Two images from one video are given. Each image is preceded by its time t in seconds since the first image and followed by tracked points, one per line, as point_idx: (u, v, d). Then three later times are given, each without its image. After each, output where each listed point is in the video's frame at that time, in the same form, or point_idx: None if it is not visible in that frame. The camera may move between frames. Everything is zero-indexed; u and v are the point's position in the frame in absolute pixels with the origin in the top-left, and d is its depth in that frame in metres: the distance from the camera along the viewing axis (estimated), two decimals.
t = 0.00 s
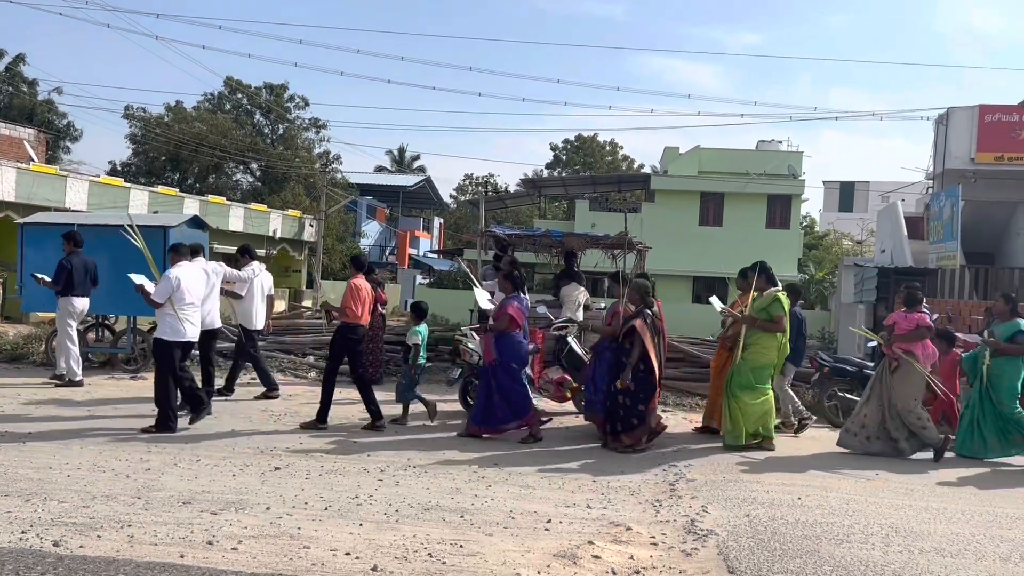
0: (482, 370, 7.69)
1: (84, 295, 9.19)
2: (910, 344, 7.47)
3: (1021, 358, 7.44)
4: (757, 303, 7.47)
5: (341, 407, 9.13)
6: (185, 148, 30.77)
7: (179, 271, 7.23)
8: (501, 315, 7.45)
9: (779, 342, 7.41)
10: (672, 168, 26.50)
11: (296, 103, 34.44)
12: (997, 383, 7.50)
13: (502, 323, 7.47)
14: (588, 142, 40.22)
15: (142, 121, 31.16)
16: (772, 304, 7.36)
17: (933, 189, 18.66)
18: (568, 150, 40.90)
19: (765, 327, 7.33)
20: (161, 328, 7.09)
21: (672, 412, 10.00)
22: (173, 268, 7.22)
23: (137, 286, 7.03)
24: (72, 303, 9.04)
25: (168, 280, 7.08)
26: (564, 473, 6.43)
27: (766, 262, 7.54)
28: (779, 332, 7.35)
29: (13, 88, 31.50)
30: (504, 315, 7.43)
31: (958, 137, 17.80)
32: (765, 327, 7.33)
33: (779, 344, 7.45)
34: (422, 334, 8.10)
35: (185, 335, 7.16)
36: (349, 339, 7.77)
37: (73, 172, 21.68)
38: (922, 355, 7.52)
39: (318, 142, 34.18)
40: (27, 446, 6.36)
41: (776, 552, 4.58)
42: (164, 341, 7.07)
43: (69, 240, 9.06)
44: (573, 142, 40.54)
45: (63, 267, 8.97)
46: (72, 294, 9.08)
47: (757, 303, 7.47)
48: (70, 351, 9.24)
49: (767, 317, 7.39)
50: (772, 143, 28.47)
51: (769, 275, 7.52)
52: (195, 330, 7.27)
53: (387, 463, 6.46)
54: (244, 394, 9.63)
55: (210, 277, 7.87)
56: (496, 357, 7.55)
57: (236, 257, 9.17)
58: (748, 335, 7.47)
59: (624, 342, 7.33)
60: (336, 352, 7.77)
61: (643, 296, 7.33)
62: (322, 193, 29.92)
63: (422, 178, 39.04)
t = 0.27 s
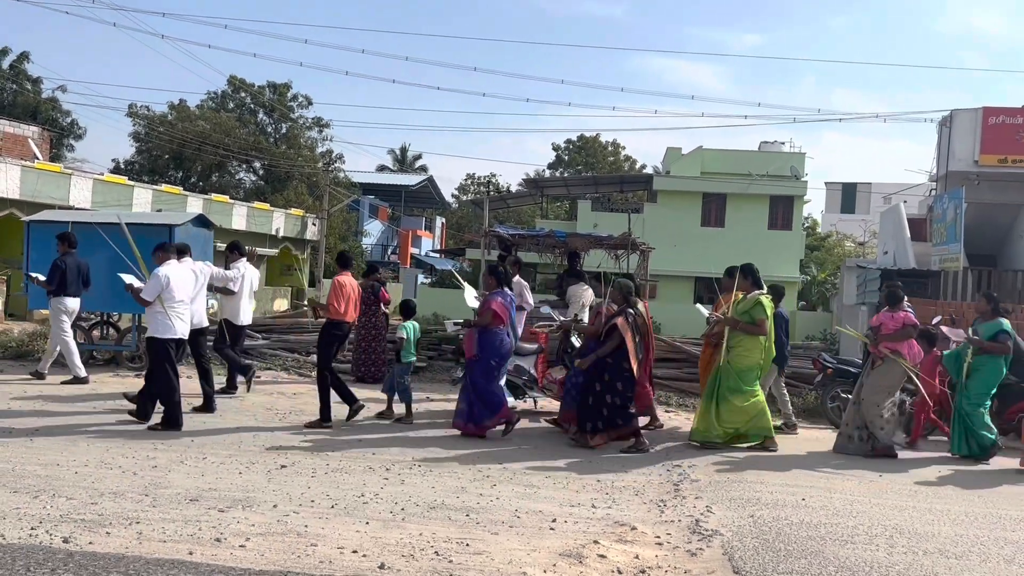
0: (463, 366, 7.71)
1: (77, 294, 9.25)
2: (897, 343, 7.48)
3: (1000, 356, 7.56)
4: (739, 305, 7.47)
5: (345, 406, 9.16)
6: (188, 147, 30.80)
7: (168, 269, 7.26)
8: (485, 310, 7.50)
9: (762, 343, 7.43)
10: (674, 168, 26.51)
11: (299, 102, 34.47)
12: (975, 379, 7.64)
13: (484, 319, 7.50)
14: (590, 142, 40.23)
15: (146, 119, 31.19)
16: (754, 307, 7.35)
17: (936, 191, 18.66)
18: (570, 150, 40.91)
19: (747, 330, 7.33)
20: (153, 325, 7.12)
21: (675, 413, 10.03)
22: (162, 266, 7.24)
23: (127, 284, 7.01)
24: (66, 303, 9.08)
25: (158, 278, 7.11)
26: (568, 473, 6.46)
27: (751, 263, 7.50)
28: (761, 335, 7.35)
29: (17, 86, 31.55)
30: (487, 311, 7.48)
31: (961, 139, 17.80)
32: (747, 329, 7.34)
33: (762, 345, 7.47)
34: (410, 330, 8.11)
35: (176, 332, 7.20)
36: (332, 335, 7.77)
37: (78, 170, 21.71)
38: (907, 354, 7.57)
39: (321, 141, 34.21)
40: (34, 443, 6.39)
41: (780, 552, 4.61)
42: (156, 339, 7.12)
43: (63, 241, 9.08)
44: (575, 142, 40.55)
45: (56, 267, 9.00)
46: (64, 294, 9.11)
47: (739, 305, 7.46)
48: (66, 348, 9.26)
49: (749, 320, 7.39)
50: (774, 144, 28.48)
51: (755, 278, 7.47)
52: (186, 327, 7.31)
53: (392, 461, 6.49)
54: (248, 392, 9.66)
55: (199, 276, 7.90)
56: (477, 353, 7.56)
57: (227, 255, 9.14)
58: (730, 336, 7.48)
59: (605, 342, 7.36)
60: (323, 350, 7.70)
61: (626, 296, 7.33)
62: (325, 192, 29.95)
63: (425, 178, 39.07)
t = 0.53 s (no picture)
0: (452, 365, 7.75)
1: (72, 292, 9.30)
2: (884, 345, 7.47)
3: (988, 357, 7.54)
4: (724, 305, 7.49)
5: (350, 406, 9.18)
6: (193, 146, 30.85)
7: (160, 271, 7.28)
8: (474, 309, 7.57)
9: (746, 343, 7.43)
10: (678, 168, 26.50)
11: (304, 101, 34.51)
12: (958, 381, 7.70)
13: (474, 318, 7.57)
14: (594, 141, 40.21)
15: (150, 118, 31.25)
16: (738, 306, 7.37)
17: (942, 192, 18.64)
18: (574, 149, 40.89)
19: (731, 329, 7.35)
20: (144, 327, 7.13)
21: (679, 413, 10.04)
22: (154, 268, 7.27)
23: (119, 284, 7.10)
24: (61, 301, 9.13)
25: (151, 279, 7.15)
26: (573, 472, 6.48)
27: (739, 263, 7.57)
28: (745, 334, 7.35)
29: (23, 85, 31.63)
30: (476, 310, 7.55)
31: (966, 140, 17.77)
32: (731, 328, 7.36)
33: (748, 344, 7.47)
34: (398, 328, 8.17)
35: (167, 333, 7.22)
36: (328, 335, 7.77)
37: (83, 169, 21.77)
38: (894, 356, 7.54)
39: (325, 141, 34.23)
40: (42, 441, 6.43)
41: (786, 553, 4.62)
42: (147, 340, 7.13)
43: (61, 238, 9.15)
44: (579, 141, 40.53)
45: (54, 264, 9.07)
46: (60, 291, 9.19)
47: (724, 304, 7.48)
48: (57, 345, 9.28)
49: (733, 319, 7.40)
50: (779, 145, 28.46)
51: (743, 278, 7.57)
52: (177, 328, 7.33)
53: (397, 461, 6.51)
54: (254, 391, 9.69)
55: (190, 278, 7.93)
56: (466, 351, 7.62)
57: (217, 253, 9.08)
58: (716, 336, 7.50)
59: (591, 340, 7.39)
60: (320, 347, 7.72)
61: (614, 295, 7.42)
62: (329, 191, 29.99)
63: (429, 177, 39.09)
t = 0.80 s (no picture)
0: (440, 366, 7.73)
1: (72, 288, 9.37)
2: (865, 347, 7.49)
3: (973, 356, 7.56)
4: (712, 305, 7.51)
5: (355, 405, 9.19)
6: (198, 146, 30.91)
7: (154, 269, 7.31)
8: (462, 311, 7.55)
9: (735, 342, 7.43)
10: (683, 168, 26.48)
11: (309, 101, 34.55)
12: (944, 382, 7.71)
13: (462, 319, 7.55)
14: (599, 142, 40.20)
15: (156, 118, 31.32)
16: (725, 305, 7.39)
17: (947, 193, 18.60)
18: (579, 149, 40.88)
19: (719, 328, 7.36)
20: (136, 324, 7.15)
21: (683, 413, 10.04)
22: (148, 265, 7.29)
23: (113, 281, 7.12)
24: (60, 298, 9.19)
25: (145, 276, 7.18)
26: (577, 472, 6.49)
27: (728, 263, 7.59)
28: (733, 333, 7.36)
29: (29, 85, 31.72)
30: (464, 311, 7.54)
31: (973, 141, 17.72)
32: (719, 327, 7.37)
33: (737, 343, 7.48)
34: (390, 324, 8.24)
35: (158, 331, 7.24)
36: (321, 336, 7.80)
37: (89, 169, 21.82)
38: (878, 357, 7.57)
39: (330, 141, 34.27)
40: (51, 440, 6.46)
41: (792, 553, 4.63)
42: (139, 337, 7.14)
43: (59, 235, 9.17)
44: (584, 142, 40.52)
45: (54, 261, 9.11)
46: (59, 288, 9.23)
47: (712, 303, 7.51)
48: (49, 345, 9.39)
49: (721, 318, 7.42)
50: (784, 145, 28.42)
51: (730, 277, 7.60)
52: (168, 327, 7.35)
53: (403, 460, 6.53)
54: (260, 390, 9.72)
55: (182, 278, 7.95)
56: (453, 351, 7.60)
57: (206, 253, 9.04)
58: (705, 335, 7.51)
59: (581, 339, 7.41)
60: (312, 349, 7.75)
61: (603, 294, 7.50)
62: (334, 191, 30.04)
63: (434, 177, 39.12)
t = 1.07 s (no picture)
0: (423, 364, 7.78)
1: (69, 288, 9.40)
2: (844, 339, 7.58)
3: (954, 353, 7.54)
4: (696, 305, 7.48)
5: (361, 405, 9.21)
6: (206, 146, 31.01)
7: (146, 263, 7.44)
8: (442, 308, 7.59)
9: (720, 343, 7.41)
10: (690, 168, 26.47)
11: (316, 102, 34.62)
12: (929, 380, 7.70)
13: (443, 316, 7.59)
14: (606, 142, 40.19)
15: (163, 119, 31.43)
16: (709, 305, 7.37)
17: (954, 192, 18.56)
18: (585, 150, 40.88)
19: (703, 328, 7.35)
20: (129, 318, 7.29)
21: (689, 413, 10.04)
22: (139, 261, 7.43)
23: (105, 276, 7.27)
24: (57, 297, 9.23)
25: (137, 271, 7.32)
26: (582, 471, 6.50)
27: (711, 263, 7.52)
28: (717, 333, 7.34)
29: (38, 86, 31.86)
30: (444, 308, 7.58)
31: (980, 141, 17.68)
32: (703, 328, 7.36)
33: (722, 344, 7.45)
34: (380, 321, 8.27)
35: (152, 325, 7.37)
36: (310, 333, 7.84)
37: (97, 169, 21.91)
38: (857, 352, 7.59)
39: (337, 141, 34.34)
40: (59, 438, 6.50)
41: (796, 551, 4.64)
42: (132, 331, 7.28)
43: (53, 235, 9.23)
44: (590, 142, 40.52)
45: (49, 261, 9.18)
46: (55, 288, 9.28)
47: (696, 304, 7.49)
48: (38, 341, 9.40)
49: (705, 319, 7.40)
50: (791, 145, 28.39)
51: (714, 277, 7.50)
52: (162, 321, 7.48)
53: (408, 459, 6.55)
54: (267, 390, 9.76)
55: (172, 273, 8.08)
56: (433, 348, 7.64)
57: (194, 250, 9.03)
58: (690, 335, 7.50)
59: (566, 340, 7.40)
60: (297, 346, 7.80)
61: (587, 293, 7.35)
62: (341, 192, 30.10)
63: (440, 178, 39.18)
